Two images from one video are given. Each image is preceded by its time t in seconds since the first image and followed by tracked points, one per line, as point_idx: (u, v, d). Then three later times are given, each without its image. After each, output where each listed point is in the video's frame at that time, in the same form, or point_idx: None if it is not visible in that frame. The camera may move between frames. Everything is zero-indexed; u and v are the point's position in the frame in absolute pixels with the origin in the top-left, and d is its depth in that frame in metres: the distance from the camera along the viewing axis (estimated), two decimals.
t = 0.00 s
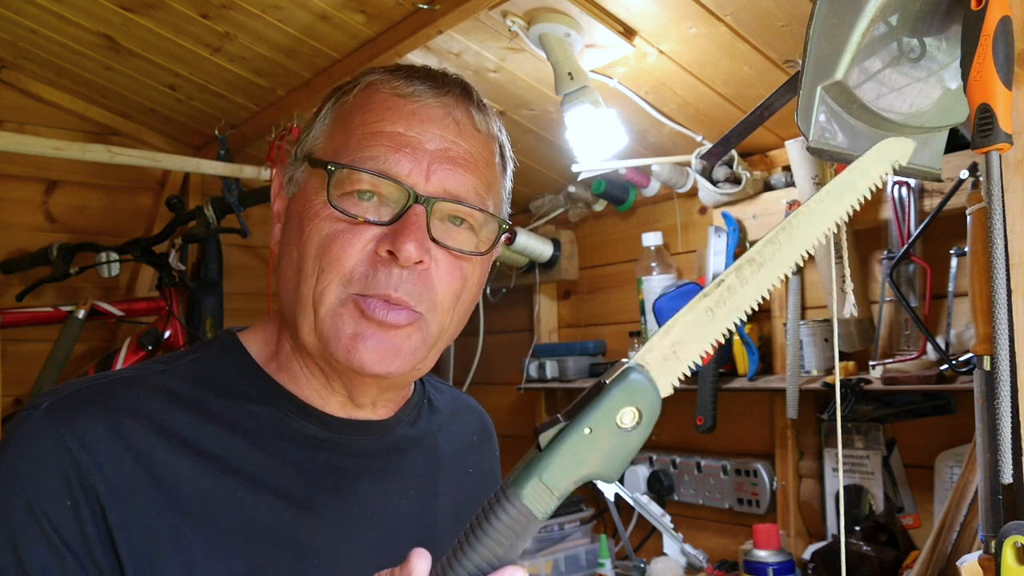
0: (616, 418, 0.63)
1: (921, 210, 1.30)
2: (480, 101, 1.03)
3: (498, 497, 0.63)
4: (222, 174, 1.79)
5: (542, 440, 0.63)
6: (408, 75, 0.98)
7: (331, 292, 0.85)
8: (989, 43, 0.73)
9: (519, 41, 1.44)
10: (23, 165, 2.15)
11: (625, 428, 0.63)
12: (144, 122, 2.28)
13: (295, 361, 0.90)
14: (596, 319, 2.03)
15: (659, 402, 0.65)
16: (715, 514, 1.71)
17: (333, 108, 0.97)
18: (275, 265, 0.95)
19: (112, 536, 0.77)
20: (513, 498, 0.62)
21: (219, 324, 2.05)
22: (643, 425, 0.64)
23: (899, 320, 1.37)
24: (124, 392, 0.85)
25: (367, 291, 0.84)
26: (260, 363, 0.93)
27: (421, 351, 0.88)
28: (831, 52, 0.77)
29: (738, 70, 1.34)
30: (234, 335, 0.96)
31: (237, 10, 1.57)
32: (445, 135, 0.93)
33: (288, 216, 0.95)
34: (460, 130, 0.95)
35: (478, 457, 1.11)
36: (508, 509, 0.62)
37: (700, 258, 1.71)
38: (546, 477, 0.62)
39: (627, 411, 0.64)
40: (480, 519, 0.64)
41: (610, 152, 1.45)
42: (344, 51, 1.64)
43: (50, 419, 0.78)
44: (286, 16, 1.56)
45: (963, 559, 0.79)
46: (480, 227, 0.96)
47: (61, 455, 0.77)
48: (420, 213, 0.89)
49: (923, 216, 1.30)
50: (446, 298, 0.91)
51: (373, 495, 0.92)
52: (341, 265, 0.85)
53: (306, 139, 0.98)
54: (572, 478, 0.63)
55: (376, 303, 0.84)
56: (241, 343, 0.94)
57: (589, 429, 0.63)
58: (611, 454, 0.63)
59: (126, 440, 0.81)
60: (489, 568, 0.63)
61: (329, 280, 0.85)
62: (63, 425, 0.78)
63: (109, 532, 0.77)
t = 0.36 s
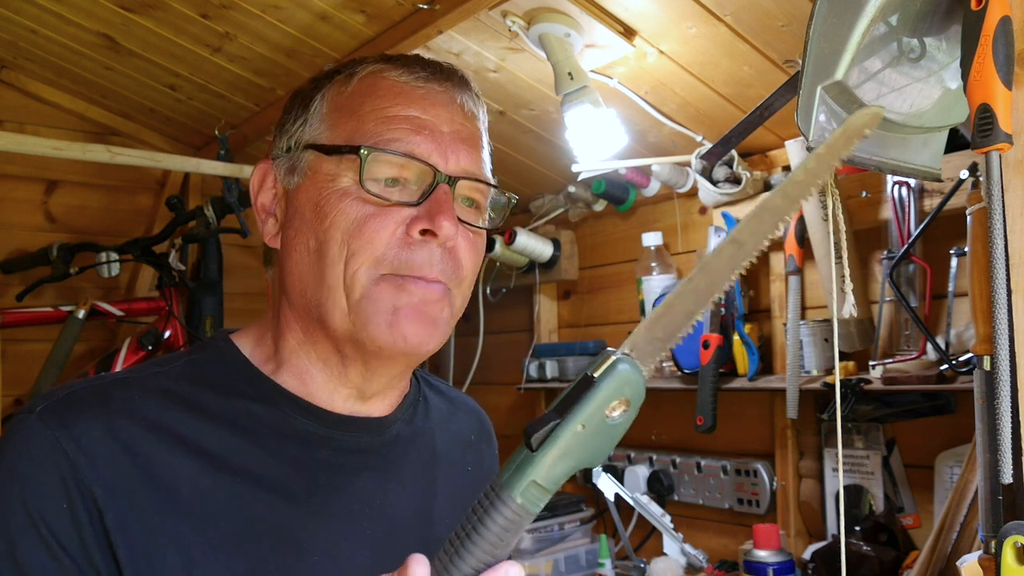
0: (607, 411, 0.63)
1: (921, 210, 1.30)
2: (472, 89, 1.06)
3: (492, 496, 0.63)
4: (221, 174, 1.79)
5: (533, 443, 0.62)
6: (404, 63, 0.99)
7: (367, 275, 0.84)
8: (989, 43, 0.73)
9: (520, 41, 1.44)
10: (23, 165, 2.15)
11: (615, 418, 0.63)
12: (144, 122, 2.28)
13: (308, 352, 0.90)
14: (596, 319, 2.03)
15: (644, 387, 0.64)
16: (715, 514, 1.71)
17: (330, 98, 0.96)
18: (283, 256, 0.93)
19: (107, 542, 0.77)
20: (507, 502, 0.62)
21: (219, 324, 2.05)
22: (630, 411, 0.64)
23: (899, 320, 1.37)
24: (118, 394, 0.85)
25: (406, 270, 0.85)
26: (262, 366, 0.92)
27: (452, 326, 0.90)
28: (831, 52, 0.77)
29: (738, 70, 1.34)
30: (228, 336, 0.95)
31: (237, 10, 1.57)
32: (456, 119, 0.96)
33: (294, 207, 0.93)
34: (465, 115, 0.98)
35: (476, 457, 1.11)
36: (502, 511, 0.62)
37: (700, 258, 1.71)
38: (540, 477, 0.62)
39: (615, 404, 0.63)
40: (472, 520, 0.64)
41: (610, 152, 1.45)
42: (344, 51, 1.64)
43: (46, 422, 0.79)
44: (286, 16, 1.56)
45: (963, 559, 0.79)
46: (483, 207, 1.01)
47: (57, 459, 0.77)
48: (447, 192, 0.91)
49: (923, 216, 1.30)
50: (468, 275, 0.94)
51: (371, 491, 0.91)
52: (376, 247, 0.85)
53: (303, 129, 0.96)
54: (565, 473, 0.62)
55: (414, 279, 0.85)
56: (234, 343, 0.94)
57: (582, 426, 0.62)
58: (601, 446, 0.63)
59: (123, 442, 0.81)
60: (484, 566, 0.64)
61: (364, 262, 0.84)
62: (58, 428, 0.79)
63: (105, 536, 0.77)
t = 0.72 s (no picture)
0: (604, 405, 0.64)
1: (921, 210, 1.30)
2: (474, 95, 1.03)
3: (488, 490, 0.63)
4: (221, 174, 1.79)
5: (530, 435, 0.63)
6: (403, 70, 0.99)
7: (335, 280, 0.85)
8: (989, 43, 0.73)
9: (519, 41, 1.44)
10: (23, 165, 2.15)
11: (611, 413, 0.64)
12: (144, 122, 2.28)
13: (298, 354, 0.91)
14: (596, 319, 2.03)
15: (641, 384, 0.66)
16: (715, 514, 1.71)
17: (329, 103, 0.97)
18: (276, 257, 0.95)
19: (113, 528, 0.77)
20: (504, 493, 0.62)
21: (219, 324, 2.05)
22: (626, 408, 0.65)
23: (899, 320, 1.37)
24: (125, 387, 0.85)
25: (371, 276, 0.85)
26: (261, 358, 0.93)
27: (424, 336, 0.89)
28: (831, 52, 0.77)
29: (738, 70, 1.34)
30: (234, 332, 0.96)
31: (237, 10, 1.57)
32: (443, 126, 0.94)
33: (286, 208, 0.95)
34: (456, 122, 0.96)
35: (479, 456, 1.11)
36: (499, 503, 0.62)
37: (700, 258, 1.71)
38: (535, 470, 0.62)
39: (613, 398, 0.64)
40: (466, 513, 0.64)
41: (610, 151, 1.45)
42: (344, 51, 1.64)
43: (52, 414, 0.79)
44: (286, 16, 1.56)
45: (963, 559, 0.79)
46: (477, 214, 0.98)
47: (64, 449, 0.77)
48: (422, 200, 0.90)
49: (923, 216, 1.30)
50: (448, 283, 0.92)
51: (375, 486, 0.91)
52: (345, 253, 0.86)
53: (302, 133, 0.98)
54: (560, 467, 0.63)
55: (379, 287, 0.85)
56: (241, 339, 0.95)
57: (579, 419, 0.63)
58: (598, 440, 0.64)
59: (128, 434, 0.81)
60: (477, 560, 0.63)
61: (333, 267, 0.85)
62: (63, 419, 0.79)
63: (111, 525, 0.77)
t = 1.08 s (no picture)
0: (575, 397, 0.64)
1: (921, 210, 1.30)
2: (469, 90, 1.03)
3: (461, 483, 0.63)
4: (221, 174, 1.79)
5: (501, 426, 0.63)
6: (397, 66, 0.99)
7: (327, 276, 0.85)
8: (989, 43, 0.73)
9: (520, 41, 1.44)
10: (23, 165, 2.15)
11: (583, 407, 0.65)
12: (144, 122, 2.28)
13: (297, 355, 0.91)
14: (596, 319, 2.03)
15: (612, 380, 0.67)
16: (715, 514, 1.71)
17: (325, 101, 0.98)
18: (275, 258, 0.95)
19: (107, 537, 0.76)
20: (476, 485, 0.63)
21: (219, 324, 2.05)
22: (599, 402, 0.66)
23: (899, 320, 1.37)
24: (124, 390, 0.85)
25: (364, 272, 0.84)
26: (260, 359, 0.93)
27: (421, 332, 0.88)
28: (830, 52, 0.77)
29: (738, 70, 1.34)
30: (235, 333, 0.96)
31: (237, 10, 1.58)
32: (436, 120, 0.94)
33: (284, 207, 0.95)
34: (450, 116, 0.96)
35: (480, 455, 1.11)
36: (472, 495, 0.62)
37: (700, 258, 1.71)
38: (507, 462, 0.63)
39: (584, 391, 0.65)
40: (441, 509, 0.64)
41: (610, 152, 1.45)
42: (344, 51, 1.64)
43: (50, 417, 0.79)
44: (286, 16, 1.56)
45: (963, 559, 0.79)
46: (473, 210, 0.97)
47: (60, 454, 0.77)
48: (415, 195, 0.89)
49: (923, 216, 1.30)
50: (444, 279, 0.91)
51: (375, 487, 0.91)
52: (337, 249, 0.85)
53: (299, 132, 0.99)
54: (533, 460, 0.63)
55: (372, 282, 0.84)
56: (241, 340, 0.95)
57: (549, 410, 0.63)
58: (571, 434, 0.65)
59: (127, 438, 0.81)
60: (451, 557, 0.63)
61: (326, 263, 0.85)
62: (61, 422, 0.79)
63: (105, 533, 0.77)
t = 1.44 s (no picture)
0: (589, 392, 0.60)
1: (921, 210, 1.30)
2: (456, 82, 1.04)
3: (496, 469, 0.66)
4: (221, 174, 1.79)
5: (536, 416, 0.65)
6: (382, 61, 0.99)
7: (322, 268, 0.85)
8: (989, 43, 0.73)
9: (519, 41, 1.44)
10: (23, 165, 2.15)
11: (595, 403, 0.60)
12: (144, 122, 2.28)
13: (293, 353, 0.91)
14: (596, 319, 2.02)
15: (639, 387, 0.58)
16: (715, 514, 1.71)
17: (312, 98, 0.98)
18: (269, 258, 0.95)
19: (107, 537, 0.77)
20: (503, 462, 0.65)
21: (219, 324, 2.05)
22: (617, 404, 0.59)
23: (899, 320, 1.37)
24: (123, 391, 0.85)
25: (359, 262, 0.84)
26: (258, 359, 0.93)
27: (419, 319, 0.88)
28: (831, 52, 0.77)
29: (738, 70, 1.34)
30: (234, 333, 0.96)
31: (237, 10, 1.58)
32: (424, 111, 0.95)
33: (277, 207, 0.95)
34: (439, 107, 0.96)
35: (479, 455, 1.11)
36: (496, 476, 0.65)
37: (700, 258, 1.71)
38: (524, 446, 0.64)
39: (604, 388, 0.60)
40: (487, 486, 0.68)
41: (610, 152, 1.45)
42: (344, 51, 1.64)
43: (50, 418, 0.79)
44: (286, 16, 1.56)
45: (963, 559, 0.79)
46: (465, 198, 0.97)
47: (60, 454, 0.77)
48: (406, 185, 0.90)
49: (923, 216, 1.30)
50: (439, 268, 0.91)
51: (374, 487, 0.91)
52: (331, 241, 0.85)
53: (288, 132, 0.99)
54: (540, 448, 0.62)
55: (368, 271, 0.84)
56: (240, 340, 0.94)
57: (564, 401, 0.62)
58: (583, 434, 0.60)
59: (127, 439, 0.81)
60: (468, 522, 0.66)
61: (321, 255, 0.85)
62: (62, 423, 0.79)
63: (105, 533, 0.77)
